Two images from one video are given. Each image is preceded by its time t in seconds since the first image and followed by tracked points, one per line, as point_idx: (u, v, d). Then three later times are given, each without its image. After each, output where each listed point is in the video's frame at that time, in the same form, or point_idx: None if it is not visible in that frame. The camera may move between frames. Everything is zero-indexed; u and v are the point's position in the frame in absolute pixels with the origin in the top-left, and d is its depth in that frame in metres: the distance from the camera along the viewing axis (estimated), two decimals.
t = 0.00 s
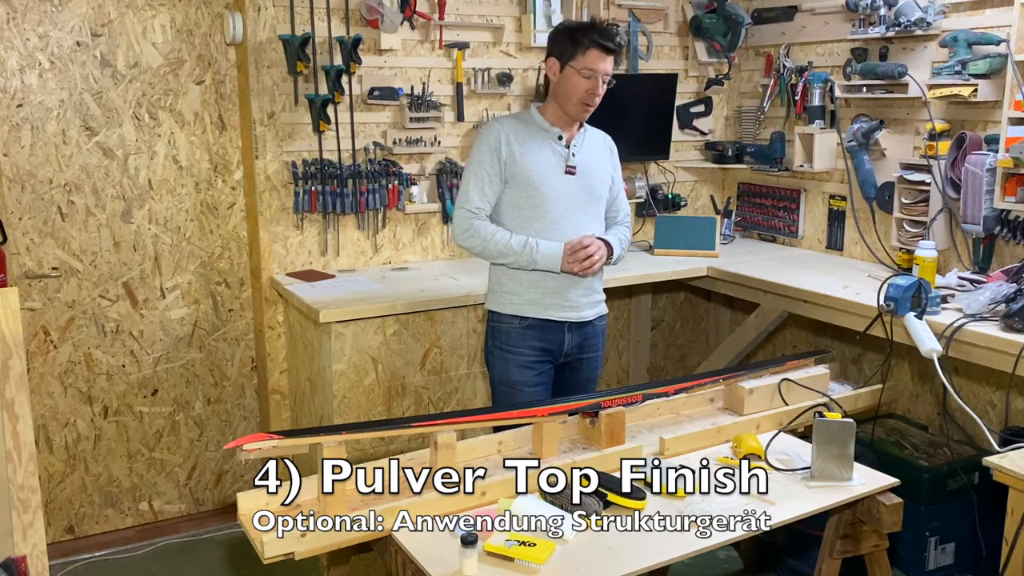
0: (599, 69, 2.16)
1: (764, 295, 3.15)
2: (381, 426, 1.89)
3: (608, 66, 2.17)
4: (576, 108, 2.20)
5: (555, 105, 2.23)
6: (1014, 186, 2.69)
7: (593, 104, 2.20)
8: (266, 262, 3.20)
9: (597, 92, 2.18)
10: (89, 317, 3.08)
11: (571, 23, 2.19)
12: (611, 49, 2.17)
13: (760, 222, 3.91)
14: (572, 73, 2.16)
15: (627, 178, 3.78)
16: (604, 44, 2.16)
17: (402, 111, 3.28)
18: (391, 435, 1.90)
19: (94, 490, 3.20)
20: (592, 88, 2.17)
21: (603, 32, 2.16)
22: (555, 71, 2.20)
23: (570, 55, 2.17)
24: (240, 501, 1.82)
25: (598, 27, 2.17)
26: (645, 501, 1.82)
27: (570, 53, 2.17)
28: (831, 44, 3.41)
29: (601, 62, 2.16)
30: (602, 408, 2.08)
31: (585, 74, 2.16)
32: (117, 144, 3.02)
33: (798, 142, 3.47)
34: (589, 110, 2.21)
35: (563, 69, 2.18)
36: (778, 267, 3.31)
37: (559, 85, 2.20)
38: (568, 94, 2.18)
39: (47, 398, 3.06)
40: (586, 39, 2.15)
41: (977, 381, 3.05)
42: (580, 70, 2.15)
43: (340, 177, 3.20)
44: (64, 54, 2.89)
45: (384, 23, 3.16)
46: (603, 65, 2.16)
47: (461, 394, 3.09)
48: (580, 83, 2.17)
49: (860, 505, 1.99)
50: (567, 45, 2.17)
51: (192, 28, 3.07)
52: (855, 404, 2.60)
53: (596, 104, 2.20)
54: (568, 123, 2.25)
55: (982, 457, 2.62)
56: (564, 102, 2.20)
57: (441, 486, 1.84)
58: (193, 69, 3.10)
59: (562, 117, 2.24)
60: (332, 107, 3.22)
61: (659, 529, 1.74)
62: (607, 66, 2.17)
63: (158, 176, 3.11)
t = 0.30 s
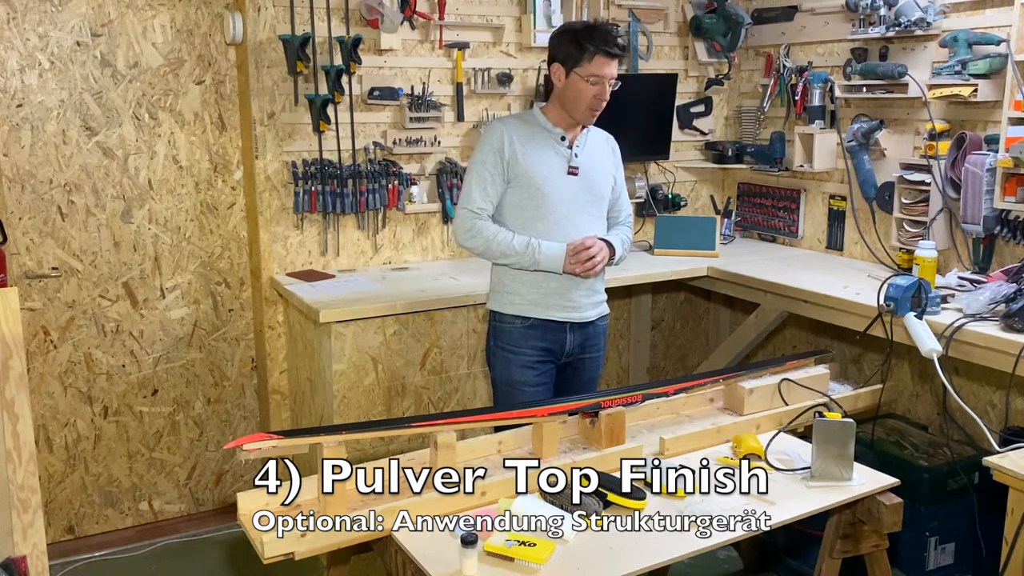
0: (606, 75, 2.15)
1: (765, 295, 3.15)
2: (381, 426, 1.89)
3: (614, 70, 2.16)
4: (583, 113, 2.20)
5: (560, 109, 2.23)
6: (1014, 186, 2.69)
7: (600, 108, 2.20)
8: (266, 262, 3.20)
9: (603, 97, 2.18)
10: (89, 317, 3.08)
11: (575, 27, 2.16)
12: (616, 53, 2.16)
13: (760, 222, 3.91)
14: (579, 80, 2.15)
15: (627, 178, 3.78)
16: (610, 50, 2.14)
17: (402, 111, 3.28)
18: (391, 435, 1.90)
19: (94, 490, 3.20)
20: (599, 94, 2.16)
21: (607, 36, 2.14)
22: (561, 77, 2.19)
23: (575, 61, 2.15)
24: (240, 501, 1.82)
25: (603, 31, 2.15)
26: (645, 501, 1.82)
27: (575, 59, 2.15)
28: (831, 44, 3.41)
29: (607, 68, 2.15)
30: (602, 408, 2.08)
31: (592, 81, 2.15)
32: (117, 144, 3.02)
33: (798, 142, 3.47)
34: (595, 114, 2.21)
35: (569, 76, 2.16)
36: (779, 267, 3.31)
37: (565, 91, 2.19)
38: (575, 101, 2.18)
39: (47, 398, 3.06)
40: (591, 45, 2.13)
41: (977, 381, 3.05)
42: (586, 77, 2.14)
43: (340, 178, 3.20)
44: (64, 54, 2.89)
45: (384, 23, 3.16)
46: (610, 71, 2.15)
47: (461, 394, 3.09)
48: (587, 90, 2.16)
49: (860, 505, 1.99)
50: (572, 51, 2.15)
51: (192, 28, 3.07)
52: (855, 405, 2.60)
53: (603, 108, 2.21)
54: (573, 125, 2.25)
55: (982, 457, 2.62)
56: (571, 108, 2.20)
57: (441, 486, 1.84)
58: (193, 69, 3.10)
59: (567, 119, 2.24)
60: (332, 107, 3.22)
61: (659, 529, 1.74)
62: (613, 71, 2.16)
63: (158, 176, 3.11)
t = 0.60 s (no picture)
0: (607, 77, 2.14)
1: (765, 295, 3.15)
2: (381, 426, 1.89)
3: (616, 73, 2.16)
4: (585, 115, 2.19)
5: (562, 109, 2.23)
6: (1014, 186, 2.69)
7: (602, 111, 2.19)
8: (266, 262, 3.20)
9: (605, 100, 2.17)
10: (89, 317, 3.08)
11: (575, 29, 2.15)
12: (617, 55, 2.15)
13: (760, 222, 3.91)
14: (580, 83, 2.14)
15: (627, 178, 3.78)
16: (610, 52, 2.14)
17: (402, 111, 3.28)
18: (391, 435, 1.90)
19: (94, 489, 3.20)
20: (601, 96, 2.16)
21: (608, 38, 2.14)
22: (562, 79, 2.18)
23: (576, 64, 2.14)
24: (240, 501, 1.82)
25: (603, 33, 2.14)
26: (645, 501, 1.82)
27: (576, 62, 2.14)
28: (831, 44, 3.41)
29: (609, 71, 2.14)
30: (602, 408, 2.08)
31: (593, 83, 2.14)
32: (117, 144, 3.02)
33: (798, 142, 3.47)
34: (597, 116, 2.21)
35: (570, 79, 2.16)
36: (779, 267, 3.31)
37: (567, 93, 2.18)
38: (577, 103, 2.17)
39: (47, 398, 3.06)
40: (592, 48, 2.13)
41: (977, 381, 3.05)
42: (588, 80, 2.14)
43: (340, 178, 3.20)
44: (64, 54, 2.89)
45: (384, 23, 3.16)
46: (612, 73, 2.14)
47: (461, 394, 3.09)
48: (588, 92, 2.15)
49: (860, 505, 1.99)
50: (573, 53, 2.14)
51: (191, 28, 3.07)
52: (855, 404, 2.60)
53: (605, 110, 2.20)
54: (575, 126, 2.25)
55: (982, 457, 2.62)
56: (573, 110, 2.20)
57: (441, 486, 1.84)
58: (193, 69, 3.10)
59: (568, 121, 2.24)
60: (332, 106, 3.22)
61: (659, 529, 1.74)
62: (614, 73, 2.16)
63: (158, 176, 3.11)
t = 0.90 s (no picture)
0: (607, 80, 2.14)
1: (764, 295, 3.15)
2: (381, 426, 1.89)
3: (616, 75, 2.16)
4: (585, 117, 2.20)
5: (562, 109, 2.23)
6: (1014, 186, 2.69)
7: (602, 112, 2.20)
8: (265, 262, 3.20)
9: (605, 101, 2.17)
10: (89, 317, 3.08)
11: (575, 30, 2.15)
12: (617, 57, 2.15)
13: (760, 222, 3.91)
14: (579, 84, 2.14)
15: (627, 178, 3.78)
16: (610, 54, 2.13)
17: (402, 111, 3.28)
18: (391, 435, 1.90)
19: (94, 490, 3.20)
20: (601, 98, 2.16)
21: (607, 40, 2.13)
22: (562, 80, 2.18)
23: (576, 65, 2.14)
24: (240, 501, 1.82)
25: (603, 35, 2.14)
26: (645, 501, 1.82)
27: (576, 64, 2.14)
28: (831, 44, 3.41)
29: (609, 73, 2.14)
30: (602, 408, 2.08)
31: (593, 86, 2.14)
32: (117, 144, 3.02)
33: (798, 142, 3.47)
34: (597, 117, 2.21)
35: (570, 80, 2.16)
36: (778, 267, 3.31)
37: (566, 95, 2.18)
38: (577, 105, 2.17)
39: (47, 398, 3.06)
40: (591, 50, 2.12)
41: (977, 381, 3.05)
42: (587, 82, 2.14)
43: (340, 178, 3.20)
44: (64, 54, 2.89)
45: (383, 23, 3.16)
46: (612, 75, 2.14)
47: (461, 394, 3.09)
48: (588, 94, 2.15)
49: (860, 505, 1.99)
50: (573, 55, 2.14)
51: (192, 28, 3.07)
52: (855, 404, 2.60)
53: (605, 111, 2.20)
54: (575, 126, 2.25)
55: (982, 457, 2.62)
56: (572, 111, 2.20)
57: (440, 486, 1.84)
58: (193, 69, 3.10)
59: (568, 121, 2.24)
60: (332, 107, 3.22)
61: (659, 529, 1.74)
62: (614, 75, 2.15)
63: (158, 176, 3.11)
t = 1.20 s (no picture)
0: (595, 79, 2.13)
1: (764, 295, 3.15)
2: (381, 426, 1.89)
3: (604, 74, 2.14)
4: (573, 116, 2.19)
5: (550, 107, 2.22)
6: (1014, 186, 2.69)
7: (590, 111, 2.19)
8: (266, 262, 3.20)
9: (594, 101, 2.17)
10: (89, 317, 3.08)
11: (562, 28, 2.13)
12: (606, 56, 2.14)
13: (760, 222, 3.91)
14: (567, 84, 2.13)
15: (628, 178, 3.77)
16: (598, 54, 2.12)
17: (402, 111, 3.28)
18: (391, 435, 1.90)
19: (94, 490, 3.20)
20: (589, 98, 2.15)
21: (594, 39, 2.12)
22: (549, 79, 2.17)
23: (563, 65, 2.12)
24: (240, 501, 1.82)
25: (590, 34, 2.12)
26: (645, 501, 1.82)
27: (563, 64, 2.13)
28: (831, 44, 3.41)
29: (597, 72, 2.13)
30: (602, 408, 2.08)
31: (581, 86, 2.13)
32: (117, 144, 3.02)
33: (798, 142, 3.47)
34: (585, 117, 2.20)
35: (557, 80, 2.15)
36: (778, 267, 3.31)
37: (555, 95, 2.17)
38: (565, 105, 2.17)
39: (47, 398, 3.06)
40: (579, 50, 2.11)
41: (977, 381, 3.05)
42: (575, 82, 2.13)
43: (340, 178, 3.20)
44: (64, 54, 2.89)
45: (383, 23, 3.16)
46: (600, 75, 2.13)
47: (461, 394, 3.09)
48: (576, 94, 2.15)
49: (860, 505, 1.99)
50: (560, 55, 2.13)
51: (192, 28, 3.08)
52: (855, 404, 2.60)
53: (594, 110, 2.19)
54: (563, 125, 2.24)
55: (982, 457, 2.62)
56: (561, 110, 2.19)
57: (441, 486, 1.84)
58: (193, 69, 3.10)
59: (557, 120, 2.23)
60: (332, 107, 3.22)
61: (659, 529, 1.74)
62: (602, 74, 2.14)
63: (158, 176, 3.11)
